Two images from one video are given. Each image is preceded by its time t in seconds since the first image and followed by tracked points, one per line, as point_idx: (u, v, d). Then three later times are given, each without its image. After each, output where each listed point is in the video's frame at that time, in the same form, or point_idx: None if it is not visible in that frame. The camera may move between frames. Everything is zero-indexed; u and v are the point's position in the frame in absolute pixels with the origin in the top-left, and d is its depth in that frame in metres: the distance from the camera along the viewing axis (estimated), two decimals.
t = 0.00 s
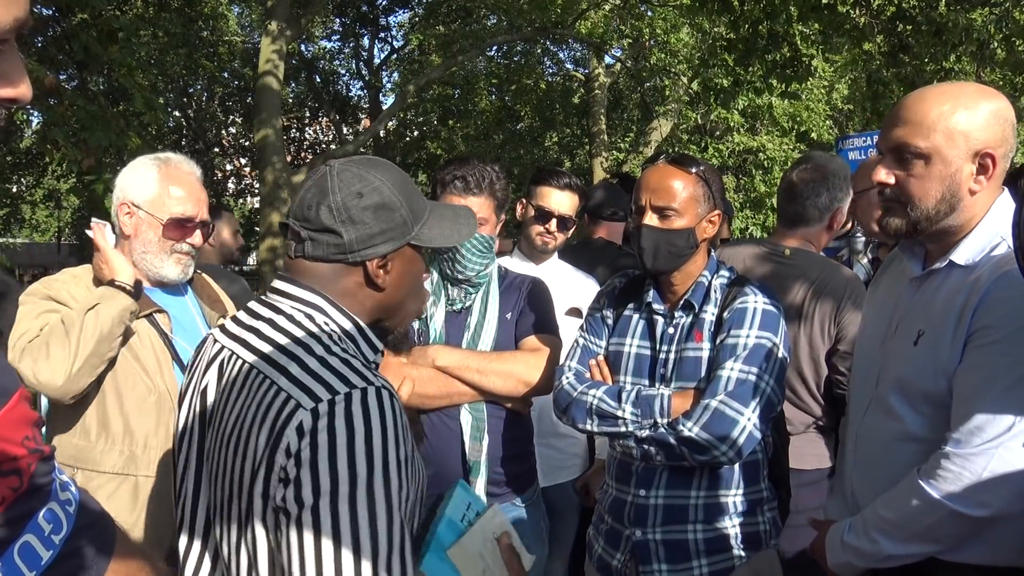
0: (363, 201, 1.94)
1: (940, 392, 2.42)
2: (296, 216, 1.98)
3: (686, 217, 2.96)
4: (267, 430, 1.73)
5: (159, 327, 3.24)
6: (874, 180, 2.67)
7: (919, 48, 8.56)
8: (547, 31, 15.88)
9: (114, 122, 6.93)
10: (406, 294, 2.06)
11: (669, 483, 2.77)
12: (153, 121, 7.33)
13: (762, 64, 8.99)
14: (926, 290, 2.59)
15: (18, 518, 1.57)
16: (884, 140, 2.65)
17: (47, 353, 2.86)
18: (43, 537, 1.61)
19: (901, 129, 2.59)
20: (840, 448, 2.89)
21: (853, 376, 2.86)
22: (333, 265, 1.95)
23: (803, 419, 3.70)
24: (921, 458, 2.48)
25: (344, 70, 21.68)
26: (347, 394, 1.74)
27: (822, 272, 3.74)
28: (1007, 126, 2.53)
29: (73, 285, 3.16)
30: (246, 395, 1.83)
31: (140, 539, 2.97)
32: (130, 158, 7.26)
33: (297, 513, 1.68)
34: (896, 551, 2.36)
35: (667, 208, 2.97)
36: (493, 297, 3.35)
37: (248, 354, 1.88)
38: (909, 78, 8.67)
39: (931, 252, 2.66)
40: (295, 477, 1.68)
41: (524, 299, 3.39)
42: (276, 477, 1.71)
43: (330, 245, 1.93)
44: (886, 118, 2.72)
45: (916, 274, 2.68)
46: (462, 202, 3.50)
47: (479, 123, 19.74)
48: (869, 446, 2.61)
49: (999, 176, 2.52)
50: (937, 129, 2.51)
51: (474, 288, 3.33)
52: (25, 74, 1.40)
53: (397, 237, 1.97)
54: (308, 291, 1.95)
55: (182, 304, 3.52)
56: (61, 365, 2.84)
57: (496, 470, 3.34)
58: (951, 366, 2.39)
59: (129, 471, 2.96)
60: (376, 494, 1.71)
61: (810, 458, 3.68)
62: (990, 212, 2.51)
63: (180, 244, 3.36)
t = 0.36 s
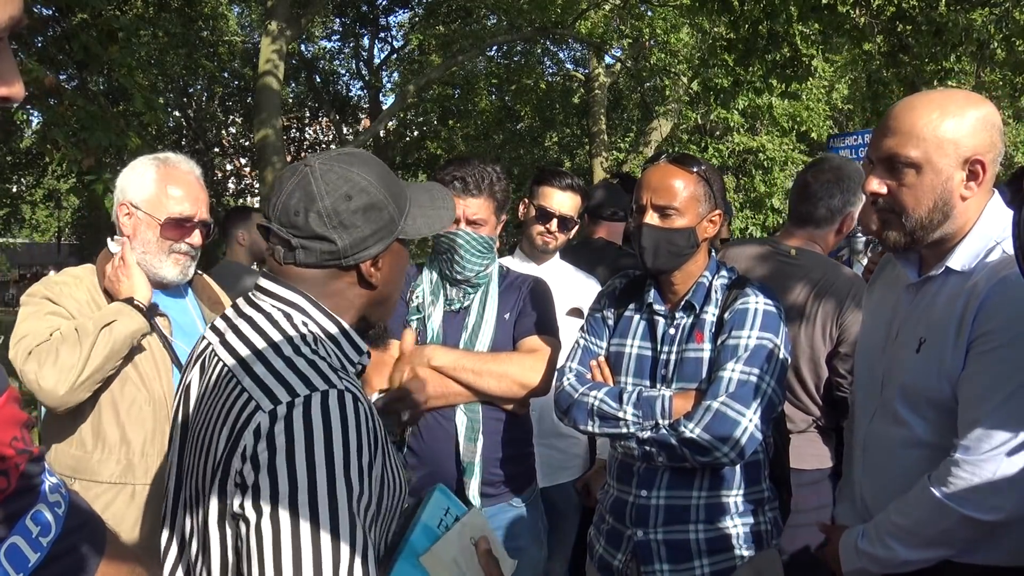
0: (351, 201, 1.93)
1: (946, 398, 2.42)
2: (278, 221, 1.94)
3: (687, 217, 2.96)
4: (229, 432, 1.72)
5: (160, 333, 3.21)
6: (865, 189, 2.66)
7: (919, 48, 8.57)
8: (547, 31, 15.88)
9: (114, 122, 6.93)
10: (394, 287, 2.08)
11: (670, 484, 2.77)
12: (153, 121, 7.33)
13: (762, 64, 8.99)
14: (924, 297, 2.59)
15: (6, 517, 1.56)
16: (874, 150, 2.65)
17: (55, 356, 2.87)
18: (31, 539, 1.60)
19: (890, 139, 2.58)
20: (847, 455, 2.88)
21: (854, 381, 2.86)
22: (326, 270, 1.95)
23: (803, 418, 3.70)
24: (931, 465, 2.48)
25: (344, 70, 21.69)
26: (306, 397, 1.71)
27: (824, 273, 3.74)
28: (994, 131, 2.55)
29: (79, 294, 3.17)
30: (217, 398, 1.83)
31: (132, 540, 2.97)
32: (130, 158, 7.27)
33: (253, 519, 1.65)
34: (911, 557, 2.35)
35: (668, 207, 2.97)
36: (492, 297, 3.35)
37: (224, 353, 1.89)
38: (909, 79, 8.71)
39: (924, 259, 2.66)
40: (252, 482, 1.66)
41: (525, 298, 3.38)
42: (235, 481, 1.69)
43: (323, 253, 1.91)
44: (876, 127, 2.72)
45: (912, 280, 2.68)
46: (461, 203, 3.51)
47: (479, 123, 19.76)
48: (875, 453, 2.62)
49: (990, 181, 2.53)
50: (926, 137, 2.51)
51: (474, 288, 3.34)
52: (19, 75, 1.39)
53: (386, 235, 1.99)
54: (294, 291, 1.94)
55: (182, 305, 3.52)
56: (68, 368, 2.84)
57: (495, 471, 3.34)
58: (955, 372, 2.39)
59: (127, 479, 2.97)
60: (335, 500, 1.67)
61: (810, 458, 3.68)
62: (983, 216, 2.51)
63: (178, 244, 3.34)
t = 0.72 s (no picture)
0: (369, 195, 1.94)
1: (956, 400, 2.41)
2: (293, 213, 1.94)
3: (688, 217, 2.95)
4: (243, 429, 1.72)
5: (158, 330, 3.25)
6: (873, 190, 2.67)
7: (919, 48, 8.57)
8: (547, 32, 15.86)
9: (114, 122, 6.93)
10: (408, 285, 2.10)
11: (670, 484, 2.77)
12: (153, 121, 7.33)
13: (762, 64, 9.00)
14: (930, 298, 2.59)
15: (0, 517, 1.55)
16: (881, 152, 2.65)
17: (32, 401, 2.78)
18: (21, 541, 1.58)
19: (898, 140, 2.59)
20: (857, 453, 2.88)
21: (863, 383, 2.86)
22: (343, 265, 1.95)
23: (804, 418, 3.71)
24: (943, 466, 2.47)
25: (344, 70, 21.69)
26: (321, 398, 1.70)
27: (824, 272, 3.74)
28: (998, 134, 2.56)
29: (74, 295, 3.09)
30: (230, 396, 1.82)
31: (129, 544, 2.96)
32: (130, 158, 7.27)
33: (261, 516, 1.65)
34: (925, 559, 2.35)
35: (669, 207, 2.97)
36: (490, 296, 3.35)
37: (238, 352, 1.88)
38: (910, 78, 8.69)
39: (928, 262, 2.68)
40: (262, 478, 1.66)
41: (524, 298, 3.39)
42: (247, 478, 1.68)
43: (339, 246, 1.92)
44: (882, 130, 2.73)
45: (915, 284, 2.70)
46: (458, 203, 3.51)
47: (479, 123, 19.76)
48: (885, 454, 2.61)
49: (994, 186, 2.53)
50: (934, 140, 2.52)
51: (471, 287, 3.33)
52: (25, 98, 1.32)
53: (402, 232, 2.00)
54: (311, 288, 1.94)
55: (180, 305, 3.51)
56: (46, 414, 2.78)
57: (495, 471, 3.34)
58: (965, 373, 2.38)
59: (125, 486, 2.99)
60: (347, 502, 1.66)
61: (811, 458, 3.69)
62: (986, 218, 2.52)
63: (176, 239, 3.33)
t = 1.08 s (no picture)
0: (349, 186, 1.95)
1: (967, 397, 2.41)
2: (282, 209, 1.97)
3: (688, 217, 2.96)
4: (250, 420, 1.71)
5: (155, 329, 3.23)
6: (885, 187, 2.68)
7: (919, 48, 8.57)
8: (547, 31, 15.85)
9: (114, 122, 6.93)
10: (400, 283, 2.07)
11: (670, 484, 2.77)
12: (153, 121, 7.33)
13: (762, 64, 9.00)
14: (940, 296, 2.59)
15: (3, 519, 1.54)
16: (895, 148, 2.66)
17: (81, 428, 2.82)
18: (22, 544, 1.57)
19: (912, 137, 2.59)
20: (859, 453, 2.89)
21: (868, 382, 2.86)
22: (328, 257, 1.96)
23: (803, 418, 3.71)
24: (950, 463, 2.47)
25: (344, 70, 21.71)
26: (333, 396, 1.71)
27: (823, 271, 3.74)
28: (1012, 131, 2.56)
29: (72, 297, 3.09)
30: (236, 387, 1.81)
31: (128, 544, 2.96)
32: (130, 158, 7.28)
33: (262, 506, 1.65)
34: (930, 557, 2.35)
35: (669, 208, 2.97)
36: (491, 297, 3.35)
37: (244, 347, 1.87)
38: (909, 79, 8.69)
39: (937, 259, 2.69)
40: (262, 468, 1.66)
41: (524, 298, 3.39)
42: (246, 467, 1.68)
43: (320, 236, 1.93)
44: (895, 127, 2.74)
45: (925, 280, 2.70)
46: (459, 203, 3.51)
47: (479, 123, 19.80)
48: (892, 452, 2.61)
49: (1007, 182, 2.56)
50: (948, 137, 2.53)
51: (471, 288, 3.33)
52: (28, 100, 1.32)
53: (387, 223, 1.99)
54: (304, 284, 1.95)
55: (175, 305, 3.51)
56: (99, 442, 2.83)
57: (497, 471, 3.34)
58: (977, 369, 2.38)
59: (126, 484, 2.99)
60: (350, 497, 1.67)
61: (810, 457, 3.69)
62: (998, 216, 2.53)
63: (161, 240, 3.32)
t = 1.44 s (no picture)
0: (353, 194, 1.95)
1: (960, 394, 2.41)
2: (281, 213, 1.96)
3: (688, 216, 2.96)
4: (236, 424, 1.71)
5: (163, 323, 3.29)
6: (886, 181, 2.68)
7: (919, 48, 8.57)
8: (547, 31, 15.84)
9: (114, 122, 6.93)
10: (397, 286, 2.09)
11: (668, 484, 2.77)
12: (153, 121, 7.33)
13: (762, 64, 9.01)
14: (938, 293, 2.59)
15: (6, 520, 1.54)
16: (898, 143, 2.67)
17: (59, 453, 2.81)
18: (25, 545, 1.57)
19: (915, 132, 2.60)
20: (857, 454, 2.88)
21: (866, 381, 2.85)
22: (328, 263, 1.96)
23: (803, 418, 3.71)
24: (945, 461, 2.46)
25: (344, 70, 21.71)
26: (317, 399, 1.70)
27: (821, 271, 3.74)
28: (1017, 128, 2.56)
29: (76, 295, 3.06)
30: (223, 392, 1.82)
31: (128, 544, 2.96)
32: (130, 158, 7.28)
33: (248, 511, 1.65)
34: (919, 551, 2.35)
35: (669, 207, 2.97)
36: (491, 298, 3.35)
37: (234, 348, 1.87)
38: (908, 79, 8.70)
39: (939, 254, 2.69)
40: (248, 474, 1.66)
41: (523, 298, 3.40)
42: (232, 472, 1.68)
43: (324, 243, 1.93)
44: (899, 123, 2.74)
45: (927, 275, 2.69)
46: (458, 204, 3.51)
47: (479, 123, 19.81)
48: (887, 453, 2.61)
49: (1011, 178, 2.55)
50: (951, 132, 2.53)
51: (472, 288, 3.32)
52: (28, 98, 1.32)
53: (389, 230, 2.00)
54: (299, 287, 1.96)
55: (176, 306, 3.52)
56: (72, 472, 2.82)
57: (497, 471, 3.34)
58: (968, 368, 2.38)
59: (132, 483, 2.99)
60: (336, 497, 1.67)
61: (810, 457, 3.69)
62: (1000, 213, 2.53)
63: (160, 250, 3.31)
